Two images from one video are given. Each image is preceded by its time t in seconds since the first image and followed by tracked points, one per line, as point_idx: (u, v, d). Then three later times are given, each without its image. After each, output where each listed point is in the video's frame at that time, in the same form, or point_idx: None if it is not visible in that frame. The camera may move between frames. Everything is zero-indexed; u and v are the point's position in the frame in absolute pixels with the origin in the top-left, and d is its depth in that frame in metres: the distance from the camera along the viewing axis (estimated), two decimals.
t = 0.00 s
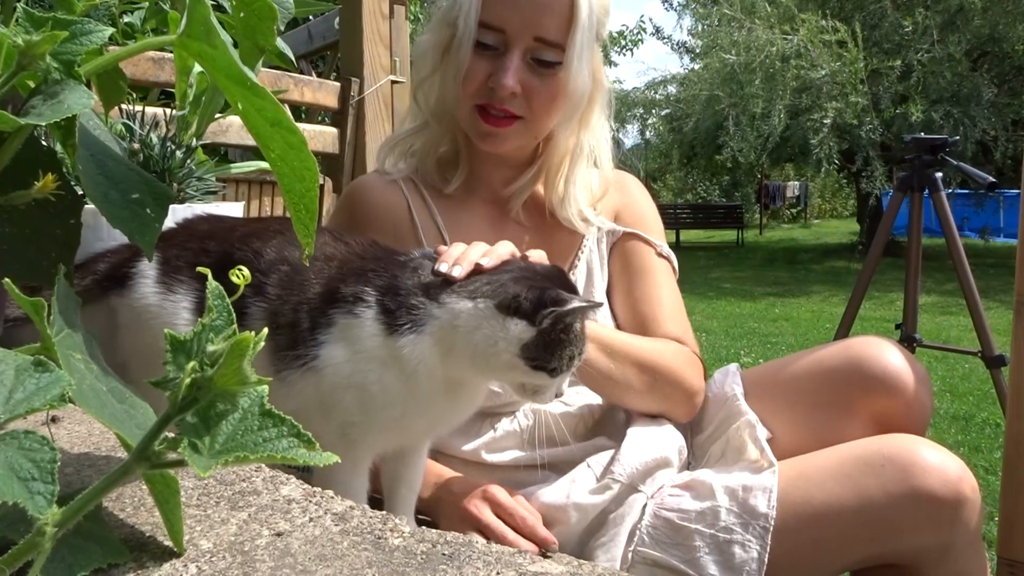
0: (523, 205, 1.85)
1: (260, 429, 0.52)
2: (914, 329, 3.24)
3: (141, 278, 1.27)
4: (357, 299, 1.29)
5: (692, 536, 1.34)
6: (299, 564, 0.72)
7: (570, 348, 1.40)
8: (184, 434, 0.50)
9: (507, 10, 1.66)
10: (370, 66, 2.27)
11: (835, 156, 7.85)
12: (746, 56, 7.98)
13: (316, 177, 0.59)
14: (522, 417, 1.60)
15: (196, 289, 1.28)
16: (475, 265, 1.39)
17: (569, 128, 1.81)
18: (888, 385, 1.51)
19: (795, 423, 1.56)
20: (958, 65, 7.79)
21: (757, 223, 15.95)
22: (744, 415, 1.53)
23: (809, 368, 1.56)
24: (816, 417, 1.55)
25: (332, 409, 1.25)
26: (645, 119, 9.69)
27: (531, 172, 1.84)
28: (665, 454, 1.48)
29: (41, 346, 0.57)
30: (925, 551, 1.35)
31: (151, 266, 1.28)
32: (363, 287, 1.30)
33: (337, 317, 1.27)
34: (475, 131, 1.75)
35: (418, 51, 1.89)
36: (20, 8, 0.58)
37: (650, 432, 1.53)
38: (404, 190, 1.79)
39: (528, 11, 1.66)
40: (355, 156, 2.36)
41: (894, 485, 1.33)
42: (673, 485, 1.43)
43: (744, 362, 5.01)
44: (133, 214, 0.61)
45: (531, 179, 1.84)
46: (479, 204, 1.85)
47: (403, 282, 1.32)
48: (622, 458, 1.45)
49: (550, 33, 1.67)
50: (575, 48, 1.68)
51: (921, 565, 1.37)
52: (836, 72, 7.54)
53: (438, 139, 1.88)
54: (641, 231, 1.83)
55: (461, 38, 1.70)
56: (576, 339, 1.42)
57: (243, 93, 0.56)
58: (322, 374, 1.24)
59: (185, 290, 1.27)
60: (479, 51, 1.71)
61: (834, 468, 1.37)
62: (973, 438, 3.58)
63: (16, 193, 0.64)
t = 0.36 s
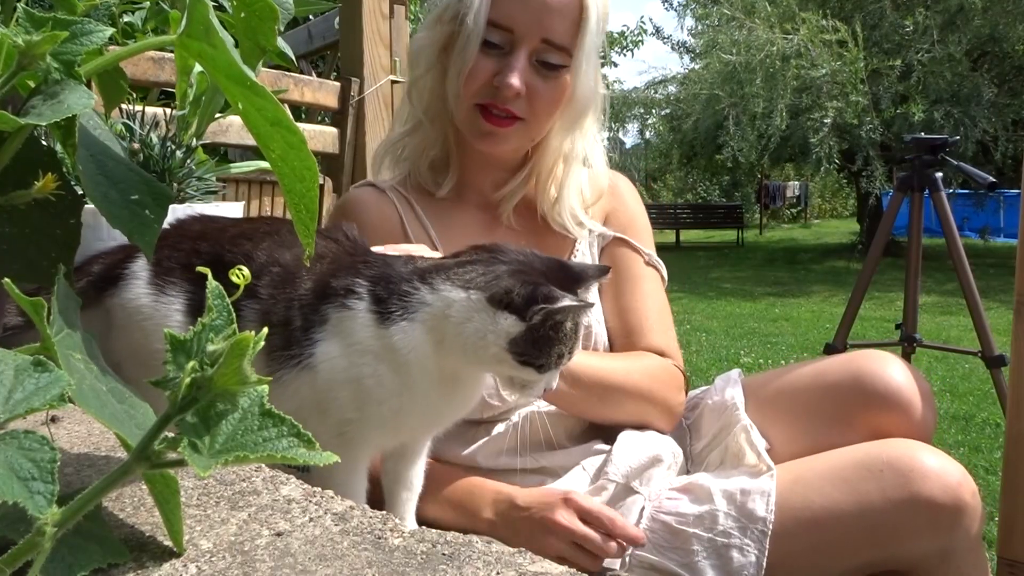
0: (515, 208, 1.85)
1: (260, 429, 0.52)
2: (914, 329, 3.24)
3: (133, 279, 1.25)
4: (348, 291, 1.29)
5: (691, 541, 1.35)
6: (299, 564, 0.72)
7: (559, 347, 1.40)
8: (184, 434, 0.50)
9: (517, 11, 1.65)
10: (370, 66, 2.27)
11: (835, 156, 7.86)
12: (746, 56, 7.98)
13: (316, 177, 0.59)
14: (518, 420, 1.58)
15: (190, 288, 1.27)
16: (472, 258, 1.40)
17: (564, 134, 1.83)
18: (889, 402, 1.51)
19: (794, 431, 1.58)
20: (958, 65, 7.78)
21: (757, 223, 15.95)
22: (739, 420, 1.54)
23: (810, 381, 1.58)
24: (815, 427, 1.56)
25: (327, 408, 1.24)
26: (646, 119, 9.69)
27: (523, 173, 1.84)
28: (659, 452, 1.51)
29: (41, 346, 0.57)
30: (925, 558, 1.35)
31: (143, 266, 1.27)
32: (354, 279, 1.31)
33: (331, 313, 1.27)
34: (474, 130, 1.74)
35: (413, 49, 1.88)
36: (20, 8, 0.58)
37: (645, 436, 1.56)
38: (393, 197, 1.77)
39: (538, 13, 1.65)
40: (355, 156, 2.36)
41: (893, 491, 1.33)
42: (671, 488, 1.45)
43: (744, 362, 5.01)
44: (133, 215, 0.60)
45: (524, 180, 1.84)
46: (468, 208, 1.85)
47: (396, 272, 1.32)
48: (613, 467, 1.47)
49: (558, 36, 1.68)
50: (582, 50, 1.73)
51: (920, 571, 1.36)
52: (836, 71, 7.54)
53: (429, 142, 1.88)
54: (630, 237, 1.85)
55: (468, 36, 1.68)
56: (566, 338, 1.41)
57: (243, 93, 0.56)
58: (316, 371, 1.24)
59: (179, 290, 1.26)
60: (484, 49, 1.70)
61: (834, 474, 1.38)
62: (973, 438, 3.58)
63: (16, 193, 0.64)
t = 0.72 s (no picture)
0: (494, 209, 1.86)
1: (260, 429, 0.52)
2: (914, 329, 3.24)
3: (138, 279, 1.25)
4: (369, 293, 1.29)
5: (688, 548, 1.37)
6: (299, 564, 0.72)
7: (575, 346, 1.42)
8: (184, 434, 0.50)
9: (506, 22, 1.64)
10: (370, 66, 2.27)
11: (835, 156, 7.86)
12: (746, 56, 7.99)
13: (317, 177, 0.59)
14: (508, 430, 1.60)
15: (195, 289, 1.26)
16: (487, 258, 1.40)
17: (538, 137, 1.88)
18: (879, 411, 1.51)
19: (786, 437, 1.58)
20: (958, 65, 7.78)
21: (757, 223, 15.95)
22: (733, 424, 1.53)
23: (802, 388, 1.58)
24: (805, 435, 1.57)
25: (338, 406, 1.24)
26: (646, 119, 9.69)
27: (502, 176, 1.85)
28: (659, 461, 1.51)
29: (41, 346, 0.57)
30: (926, 566, 1.35)
31: (147, 266, 1.26)
32: (375, 282, 1.30)
33: (350, 312, 1.26)
34: (462, 140, 1.74)
35: (380, 55, 1.84)
36: (20, 8, 0.58)
37: (643, 440, 1.56)
38: (365, 205, 1.73)
39: (526, 24, 1.65)
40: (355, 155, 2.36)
41: (895, 501, 1.33)
42: (667, 492, 1.44)
43: (744, 362, 5.01)
44: (133, 215, 0.61)
45: (503, 183, 1.85)
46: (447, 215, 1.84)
47: (416, 277, 1.33)
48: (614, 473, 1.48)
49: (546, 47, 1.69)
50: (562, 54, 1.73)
51: None
52: (836, 71, 7.54)
53: (402, 151, 1.85)
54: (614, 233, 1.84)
55: (456, 49, 1.63)
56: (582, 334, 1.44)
57: (243, 93, 0.56)
58: (330, 369, 1.23)
59: (184, 290, 1.25)
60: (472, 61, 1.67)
61: (833, 482, 1.38)
62: (973, 438, 3.58)
63: (16, 193, 0.64)
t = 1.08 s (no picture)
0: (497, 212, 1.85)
1: (260, 429, 0.52)
2: (914, 329, 3.24)
3: (129, 279, 1.24)
4: (356, 294, 1.29)
5: (688, 549, 1.37)
6: (299, 564, 0.72)
7: (564, 349, 1.39)
8: (184, 434, 0.50)
9: (485, 11, 1.65)
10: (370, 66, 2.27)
11: (835, 156, 7.86)
12: (745, 55, 7.99)
13: (317, 177, 0.59)
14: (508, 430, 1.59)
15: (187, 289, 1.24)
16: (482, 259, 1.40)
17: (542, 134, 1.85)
18: (879, 412, 1.51)
19: (788, 439, 1.58)
20: (958, 65, 7.78)
21: (757, 223, 15.95)
22: (732, 425, 1.52)
23: (803, 389, 1.57)
24: (805, 435, 1.57)
25: (332, 410, 1.25)
26: (646, 119, 9.69)
27: (502, 176, 1.84)
28: (656, 460, 1.51)
29: (42, 346, 0.57)
30: (928, 569, 1.34)
31: (139, 266, 1.25)
32: (360, 282, 1.30)
33: (337, 314, 1.26)
34: (456, 138, 1.73)
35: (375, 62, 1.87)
36: (20, 8, 0.58)
37: (642, 440, 1.56)
38: (369, 207, 1.73)
39: (507, 11, 1.65)
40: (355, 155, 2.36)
41: (895, 502, 1.33)
42: (667, 493, 1.45)
43: (743, 362, 5.01)
44: (133, 215, 0.61)
45: (504, 184, 1.84)
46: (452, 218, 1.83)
47: (401, 273, 1.32)
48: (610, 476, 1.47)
49: (530, 31, 1.68)
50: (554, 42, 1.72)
51: None
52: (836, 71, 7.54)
53: (401, 158, 1.85)
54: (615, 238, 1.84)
55: (438, 42, 1.66)
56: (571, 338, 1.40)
57: (243, 93, 0.56)
58: (320, 374, 1.24)
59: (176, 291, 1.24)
60: (457, 52, 1.68)
61: (833, 484, 1.38)
62: (973, 438, 3.59)
63: (16, 193, 0.64)
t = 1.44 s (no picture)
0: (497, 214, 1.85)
1: (259, 429, 0.52)
2: (914, 329, 3.24)
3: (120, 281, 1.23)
4: (358, 294, 1.28)
5: (687, 551, 1.37)
6: (299, 564, 0.72)
7: (563, 344, 1.41)
8: (184, 434, 0.50)
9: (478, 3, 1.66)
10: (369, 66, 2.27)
11: (835, 157, 7.86)
12: (745, 55, 7.99)
13: (316, 177, 0.59)
14: (508, 434, 1.59)
15: (182, 291, 1.23)
16: (485, 255, 1.40)
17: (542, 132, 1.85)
18: (880, 415, 1.51)
19: (787, 441, 1.58)
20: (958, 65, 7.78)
21: (757, 223, 15.95)
22: (732, 427, 1.52)
23: (803, 390, 1.57)
24: (805, 436, 1.56)
25: (335, 410, 1.25)
26: (646, 119, 9.69)
27: (501, 178, 1.85)
28: (654, 462, 1.51)
29: (41, 346, 0.57)
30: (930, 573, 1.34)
31: (129, 267, 1.24)
32: (363, 282, 1.29)
33: (338, 313, 1.26)
34: (452, 133, 1.73)
35: (370, 66, 1.86)
36: (19, 8, 0.58)
37: (640, 445, 1.55)
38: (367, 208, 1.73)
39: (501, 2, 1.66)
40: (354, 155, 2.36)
41: (896, 508, 1.33)
42: (667, 495, 1.45)
43: (743, 362, 5.01)
44: (133, 215, 0.60)
45: (502, 186, 1.84)
46: (449, 219, 1.83)
47: (404, 273, 1.31)
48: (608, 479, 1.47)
49: (525, 22, 1.68)
50: (550, 32, 1.71)
51: None
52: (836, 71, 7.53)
53: (400, 159, 1.84)
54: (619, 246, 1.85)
55: (433, 35, 1.66)
56: (569, 335, 1.42)
57: (242, 93, 0.56)
58: (322, 373, 1.23)
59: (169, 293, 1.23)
60: (452, 46, 1.69)
61: (836, 489, 1.37)
62: (973, 438, 3.59)
63: (16, 193, 0.64)
